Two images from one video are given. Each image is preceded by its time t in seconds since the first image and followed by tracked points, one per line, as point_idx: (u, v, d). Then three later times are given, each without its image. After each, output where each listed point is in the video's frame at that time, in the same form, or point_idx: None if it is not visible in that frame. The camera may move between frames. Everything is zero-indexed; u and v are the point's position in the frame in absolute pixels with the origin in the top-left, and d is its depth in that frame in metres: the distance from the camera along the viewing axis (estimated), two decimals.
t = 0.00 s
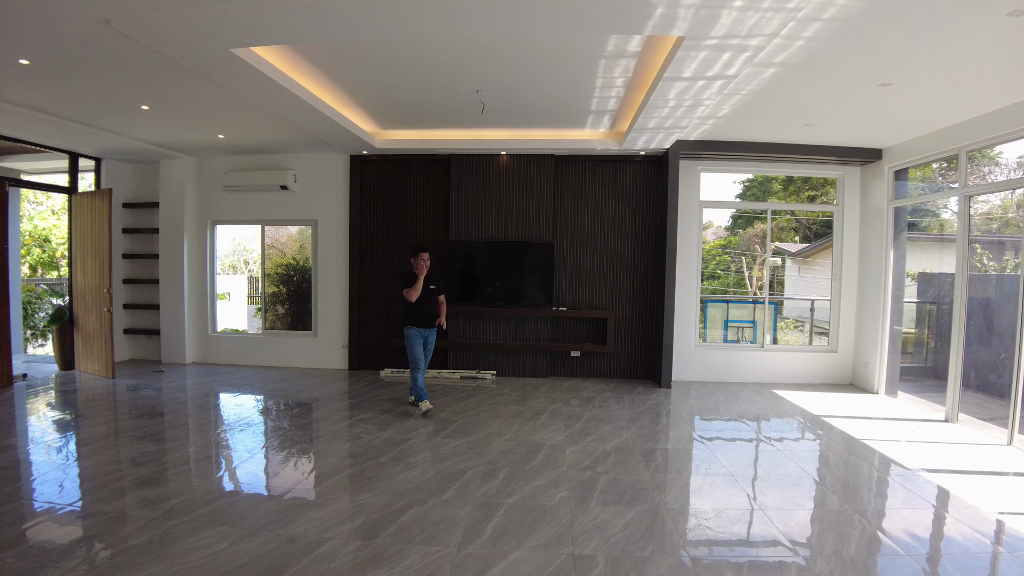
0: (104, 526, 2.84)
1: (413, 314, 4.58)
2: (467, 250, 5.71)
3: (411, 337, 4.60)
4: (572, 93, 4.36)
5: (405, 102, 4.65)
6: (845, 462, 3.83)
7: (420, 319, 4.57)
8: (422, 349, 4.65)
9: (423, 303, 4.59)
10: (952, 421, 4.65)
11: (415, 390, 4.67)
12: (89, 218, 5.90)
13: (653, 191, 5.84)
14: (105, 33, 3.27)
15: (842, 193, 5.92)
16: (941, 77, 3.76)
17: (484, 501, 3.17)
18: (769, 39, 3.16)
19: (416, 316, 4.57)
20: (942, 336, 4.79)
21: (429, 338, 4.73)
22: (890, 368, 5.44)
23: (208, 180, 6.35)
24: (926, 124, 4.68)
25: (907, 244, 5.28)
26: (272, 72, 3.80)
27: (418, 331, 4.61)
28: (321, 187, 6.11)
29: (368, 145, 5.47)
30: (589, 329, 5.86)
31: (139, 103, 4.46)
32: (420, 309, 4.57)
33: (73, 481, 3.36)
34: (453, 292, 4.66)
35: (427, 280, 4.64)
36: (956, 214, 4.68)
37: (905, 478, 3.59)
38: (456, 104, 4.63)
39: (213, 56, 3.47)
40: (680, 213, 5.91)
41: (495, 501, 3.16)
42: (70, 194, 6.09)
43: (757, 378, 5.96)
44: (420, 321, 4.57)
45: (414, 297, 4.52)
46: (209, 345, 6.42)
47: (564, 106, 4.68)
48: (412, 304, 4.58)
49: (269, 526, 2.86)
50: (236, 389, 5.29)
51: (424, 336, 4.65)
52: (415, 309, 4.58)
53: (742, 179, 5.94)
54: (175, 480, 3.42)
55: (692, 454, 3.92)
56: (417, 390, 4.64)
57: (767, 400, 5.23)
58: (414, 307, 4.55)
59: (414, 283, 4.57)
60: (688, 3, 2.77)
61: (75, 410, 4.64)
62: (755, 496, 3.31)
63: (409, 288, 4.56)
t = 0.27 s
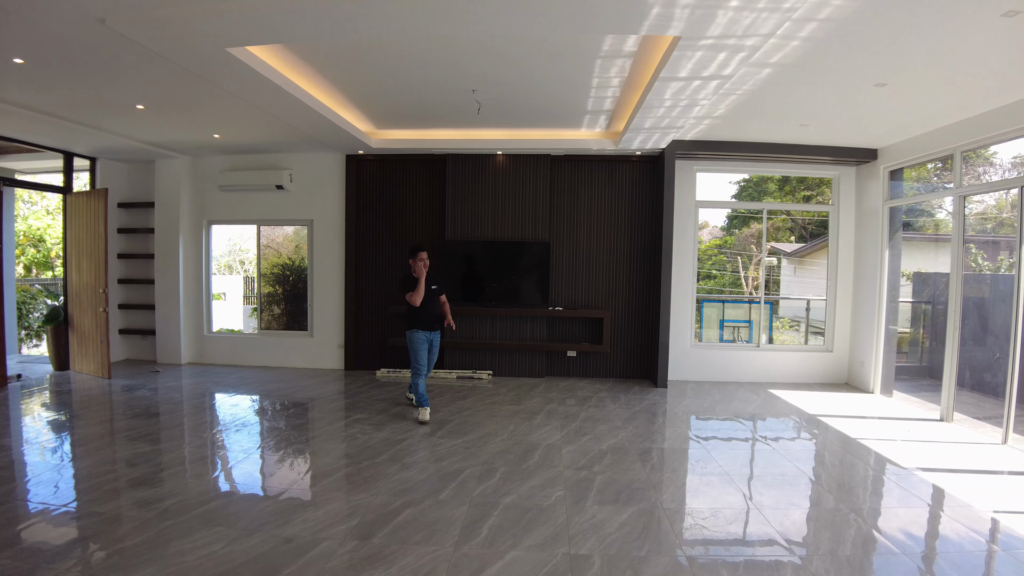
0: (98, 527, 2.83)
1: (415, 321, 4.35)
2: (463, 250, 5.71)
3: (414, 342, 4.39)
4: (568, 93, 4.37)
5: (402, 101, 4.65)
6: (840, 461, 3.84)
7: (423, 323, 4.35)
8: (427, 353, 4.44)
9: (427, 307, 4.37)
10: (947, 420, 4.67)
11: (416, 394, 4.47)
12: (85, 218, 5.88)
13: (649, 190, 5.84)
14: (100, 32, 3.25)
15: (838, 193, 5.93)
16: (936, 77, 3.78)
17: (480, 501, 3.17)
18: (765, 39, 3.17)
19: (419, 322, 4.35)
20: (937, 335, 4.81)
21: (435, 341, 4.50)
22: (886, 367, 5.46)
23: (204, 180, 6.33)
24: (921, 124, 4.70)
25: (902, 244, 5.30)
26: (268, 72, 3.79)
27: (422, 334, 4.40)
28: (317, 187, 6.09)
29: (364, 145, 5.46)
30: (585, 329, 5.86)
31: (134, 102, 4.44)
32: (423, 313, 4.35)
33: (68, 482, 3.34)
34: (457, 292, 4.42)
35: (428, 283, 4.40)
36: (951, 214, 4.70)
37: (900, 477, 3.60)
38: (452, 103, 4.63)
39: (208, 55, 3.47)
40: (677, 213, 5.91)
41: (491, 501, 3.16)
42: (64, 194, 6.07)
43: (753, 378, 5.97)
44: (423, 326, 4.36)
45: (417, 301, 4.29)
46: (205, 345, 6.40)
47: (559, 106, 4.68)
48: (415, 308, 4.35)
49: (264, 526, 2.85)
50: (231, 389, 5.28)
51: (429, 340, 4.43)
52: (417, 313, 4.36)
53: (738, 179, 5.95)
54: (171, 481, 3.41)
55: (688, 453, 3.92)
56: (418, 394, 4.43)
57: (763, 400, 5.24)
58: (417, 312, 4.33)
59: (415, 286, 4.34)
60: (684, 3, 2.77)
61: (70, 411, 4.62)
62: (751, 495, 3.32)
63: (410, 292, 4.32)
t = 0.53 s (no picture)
0: (93, 528, 2.82)
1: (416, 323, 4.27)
2: (459, 249, 5.70)
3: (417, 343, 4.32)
4: (564, 93, 4.37)
5: (398, 101, 4.64)
6: (836, 460, 3.85)
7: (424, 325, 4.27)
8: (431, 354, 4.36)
9: (427, 309, 4.28)
10: (942, 419, 4.68)
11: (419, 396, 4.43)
12: (80, 217, 5.86)
13: (645, 190, 5.85)
14: (94, 31, 3.24)
15: (833, 193, 5.95)
16: (930, 78, 3.79)
17: (476, 501, 3.17)
18: (760, 40, 3.17)
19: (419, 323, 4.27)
20: (933, 335, 4.82)
21: (440, 342, 4.39)
22: (881, 367, 5.47)
23: (199, 179, 6.31)
24: (916, 124, 4.71)
25: (897, 244, 5.31)
26: (263, 72, 3.78)
27: (427, 336, 4.35)
28: (312, 186, 6.08)
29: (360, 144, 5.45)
30: (581, 329, 5.87)
31: (129, 101, 4.42)
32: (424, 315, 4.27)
33: (63, 483, 3.33)
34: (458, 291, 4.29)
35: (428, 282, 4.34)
36: (947, 214, 4.71)
37: (895, 476, 3.61)
38: (449, 103, 4.62)
39: (203, 55, 3.46)
40: (673, 213, 5.92)
41: (487, 501, 3.16)
42: (59, 194, 6.05)
43: (749, 377, 5.99)
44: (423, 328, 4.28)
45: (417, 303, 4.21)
46: (201, 345, 6.38)
47: (555, 106, 4.68)
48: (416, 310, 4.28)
49: (260, 526, 2.85)
50: (227, 390, 5.27)
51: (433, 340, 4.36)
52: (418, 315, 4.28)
53: (734, 179, 5.96)
54: (166, 481, 3.40)
55: (684, 453, 3.93)
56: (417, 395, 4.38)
57: (759, 400, 5.25)
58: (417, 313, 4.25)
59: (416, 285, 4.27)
60: (679, 3, 2.78)
61: (65, 411, 4.61)
62: (747, 494, 3.32)
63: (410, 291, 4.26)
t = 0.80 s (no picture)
0: (87, 529, 2.81)
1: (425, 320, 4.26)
2: (455, 249, 5.69)
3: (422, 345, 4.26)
4: (560, 93, 4.37)
5: (394, 101, 4.63)
6: (831, 460, 3.86)
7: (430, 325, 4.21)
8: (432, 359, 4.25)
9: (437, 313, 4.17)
10: (937, 418, 4.69)
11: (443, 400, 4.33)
12: (75, 218, 5.84)
13: (641, 190, 5.85)
14: (88, 31, 3.23)
15: (829, 193, 5.96)
16: (925, 78, 3.80)
17: (471, 501, 3.17)
18: (755, 39, 3.17)
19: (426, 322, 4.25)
20: (928, 334, 4.83)
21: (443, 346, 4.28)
22: (877, 366, 5.48)
23: (194, 179, 6.29)
24: (912, 124, 4.72)
25: (893, 244, 5.32)
26: (258, 71, 3.77)
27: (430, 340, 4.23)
28: (308, 186, 6.07)
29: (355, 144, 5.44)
30: (577, 329, 5.87)
31: (123, 101, 4.41)
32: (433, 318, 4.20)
33: (57, 484, 3.32)
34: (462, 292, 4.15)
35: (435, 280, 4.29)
36: (942, 214, 4.72)
37: (891, 475, 3.62)
38: (445, 103, 4.61)
39: (198, 54, 3.44)
40: (668, 213, 5.92)
41: (482, 501, 3.16)
42: (54, 194, 6.04)
43: (745, 377, 5.99)
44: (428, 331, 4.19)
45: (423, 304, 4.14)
46: (196, 345, 6.36)
47: (551, 106, 4.68)
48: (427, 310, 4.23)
49: (255, 527, 2.84)
50: (222, 390, 5.26)
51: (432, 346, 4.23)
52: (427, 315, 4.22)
53: (730, 179, 5.96)
54: (161, 482, 3.39)
55: (679, 453, 3.93)
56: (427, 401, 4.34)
57: (755, 399, 5.26)
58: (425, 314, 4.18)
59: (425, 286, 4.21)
60: (674, 3, 2.78)
61: (60, 412, 4.59)
62: (743, 494, 3.32)
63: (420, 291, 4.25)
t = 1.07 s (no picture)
0: (80, 531, 2.79)
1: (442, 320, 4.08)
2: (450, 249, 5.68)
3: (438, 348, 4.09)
4: (556, 92, 4.37)
5: (390, 100, 4.62)
6: (826, 459, 3.87)
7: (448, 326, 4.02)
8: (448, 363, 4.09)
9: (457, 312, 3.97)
10: (932, 417, 4.70)
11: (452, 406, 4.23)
12: (69, 217, 5.82)
13: (636, 189, 5.85)
14: (81, 29, 3.20)
15: (824, 193, 5.97)
16: (920, 77, 3.80)
17: (466, 501, 3.16)
18: (751, 39, 3.17)
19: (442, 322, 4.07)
20: (922, 334, 4.84)
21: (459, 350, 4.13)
22: (872, 365, 5.50)
23: (189, 179, 6.27)
24: (906, 124, 4.73)
25: (888, 243, 5.33)
26: (252, 70, 3.75)
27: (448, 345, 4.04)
28: (302, 186, 6.05)
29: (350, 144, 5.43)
30: (573, 328, 5.86)
31: (118, 100, 4.39)
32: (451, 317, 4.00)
33: (51, 485, 3.30)
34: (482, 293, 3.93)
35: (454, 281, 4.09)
36: (936, 214, 4.74)
37: (886, 474, 3.62)
38: (440, 102, 4.60)
39: (192, 53, 3.43)
40: (664, 213, 5.92)
41: (478, 502, 3.15)
42: (47, 194, 6.02)
43: (740, 376, 6.00)
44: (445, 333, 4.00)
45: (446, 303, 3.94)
46: (190, 345, 6.34)
47: (547, 105, 4.68)
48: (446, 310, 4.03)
49: (249, 528, 2.83)
50: (217, 390, 5.24)
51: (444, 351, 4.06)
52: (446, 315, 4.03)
53: (725, 179, 5.97)
54: (155, 483, 3.37)
55: (675, 452, 3.93)
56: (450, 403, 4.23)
57: (751, 399, 5.27)
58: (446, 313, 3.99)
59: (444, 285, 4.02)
60: (669, 3, 2.77)
61: (54, 413, 4.56)
62: (738, 493, 3.32)
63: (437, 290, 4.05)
